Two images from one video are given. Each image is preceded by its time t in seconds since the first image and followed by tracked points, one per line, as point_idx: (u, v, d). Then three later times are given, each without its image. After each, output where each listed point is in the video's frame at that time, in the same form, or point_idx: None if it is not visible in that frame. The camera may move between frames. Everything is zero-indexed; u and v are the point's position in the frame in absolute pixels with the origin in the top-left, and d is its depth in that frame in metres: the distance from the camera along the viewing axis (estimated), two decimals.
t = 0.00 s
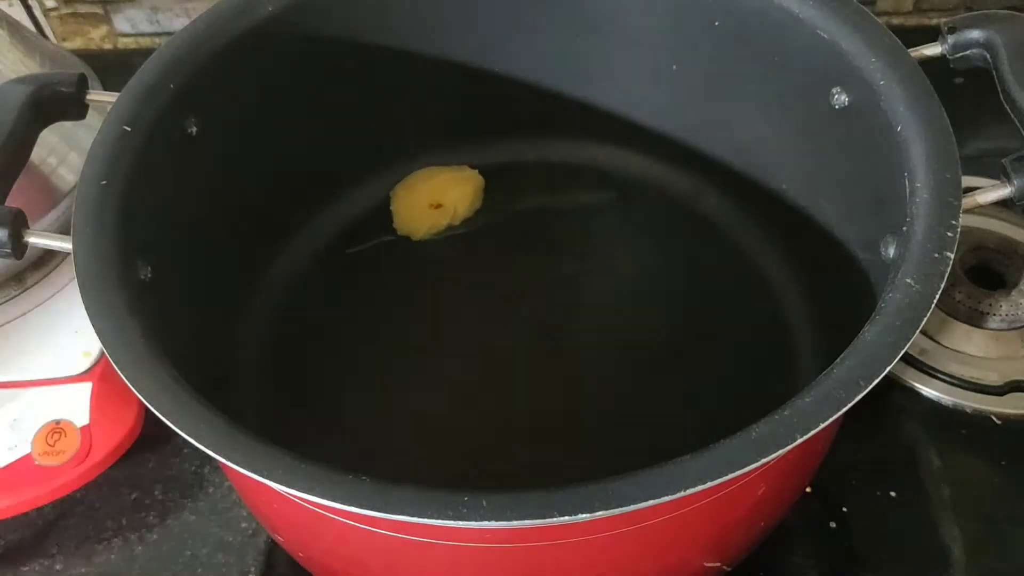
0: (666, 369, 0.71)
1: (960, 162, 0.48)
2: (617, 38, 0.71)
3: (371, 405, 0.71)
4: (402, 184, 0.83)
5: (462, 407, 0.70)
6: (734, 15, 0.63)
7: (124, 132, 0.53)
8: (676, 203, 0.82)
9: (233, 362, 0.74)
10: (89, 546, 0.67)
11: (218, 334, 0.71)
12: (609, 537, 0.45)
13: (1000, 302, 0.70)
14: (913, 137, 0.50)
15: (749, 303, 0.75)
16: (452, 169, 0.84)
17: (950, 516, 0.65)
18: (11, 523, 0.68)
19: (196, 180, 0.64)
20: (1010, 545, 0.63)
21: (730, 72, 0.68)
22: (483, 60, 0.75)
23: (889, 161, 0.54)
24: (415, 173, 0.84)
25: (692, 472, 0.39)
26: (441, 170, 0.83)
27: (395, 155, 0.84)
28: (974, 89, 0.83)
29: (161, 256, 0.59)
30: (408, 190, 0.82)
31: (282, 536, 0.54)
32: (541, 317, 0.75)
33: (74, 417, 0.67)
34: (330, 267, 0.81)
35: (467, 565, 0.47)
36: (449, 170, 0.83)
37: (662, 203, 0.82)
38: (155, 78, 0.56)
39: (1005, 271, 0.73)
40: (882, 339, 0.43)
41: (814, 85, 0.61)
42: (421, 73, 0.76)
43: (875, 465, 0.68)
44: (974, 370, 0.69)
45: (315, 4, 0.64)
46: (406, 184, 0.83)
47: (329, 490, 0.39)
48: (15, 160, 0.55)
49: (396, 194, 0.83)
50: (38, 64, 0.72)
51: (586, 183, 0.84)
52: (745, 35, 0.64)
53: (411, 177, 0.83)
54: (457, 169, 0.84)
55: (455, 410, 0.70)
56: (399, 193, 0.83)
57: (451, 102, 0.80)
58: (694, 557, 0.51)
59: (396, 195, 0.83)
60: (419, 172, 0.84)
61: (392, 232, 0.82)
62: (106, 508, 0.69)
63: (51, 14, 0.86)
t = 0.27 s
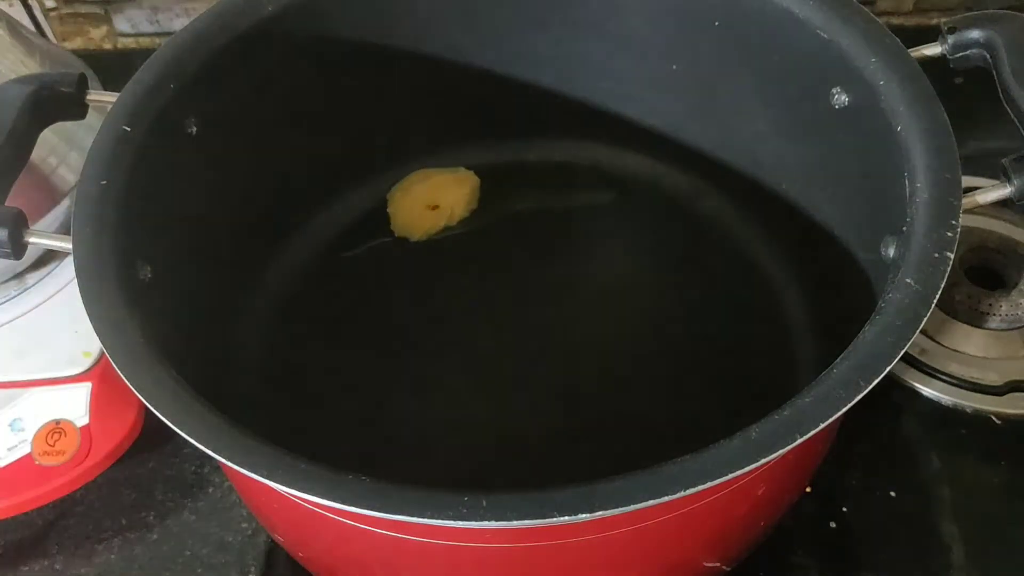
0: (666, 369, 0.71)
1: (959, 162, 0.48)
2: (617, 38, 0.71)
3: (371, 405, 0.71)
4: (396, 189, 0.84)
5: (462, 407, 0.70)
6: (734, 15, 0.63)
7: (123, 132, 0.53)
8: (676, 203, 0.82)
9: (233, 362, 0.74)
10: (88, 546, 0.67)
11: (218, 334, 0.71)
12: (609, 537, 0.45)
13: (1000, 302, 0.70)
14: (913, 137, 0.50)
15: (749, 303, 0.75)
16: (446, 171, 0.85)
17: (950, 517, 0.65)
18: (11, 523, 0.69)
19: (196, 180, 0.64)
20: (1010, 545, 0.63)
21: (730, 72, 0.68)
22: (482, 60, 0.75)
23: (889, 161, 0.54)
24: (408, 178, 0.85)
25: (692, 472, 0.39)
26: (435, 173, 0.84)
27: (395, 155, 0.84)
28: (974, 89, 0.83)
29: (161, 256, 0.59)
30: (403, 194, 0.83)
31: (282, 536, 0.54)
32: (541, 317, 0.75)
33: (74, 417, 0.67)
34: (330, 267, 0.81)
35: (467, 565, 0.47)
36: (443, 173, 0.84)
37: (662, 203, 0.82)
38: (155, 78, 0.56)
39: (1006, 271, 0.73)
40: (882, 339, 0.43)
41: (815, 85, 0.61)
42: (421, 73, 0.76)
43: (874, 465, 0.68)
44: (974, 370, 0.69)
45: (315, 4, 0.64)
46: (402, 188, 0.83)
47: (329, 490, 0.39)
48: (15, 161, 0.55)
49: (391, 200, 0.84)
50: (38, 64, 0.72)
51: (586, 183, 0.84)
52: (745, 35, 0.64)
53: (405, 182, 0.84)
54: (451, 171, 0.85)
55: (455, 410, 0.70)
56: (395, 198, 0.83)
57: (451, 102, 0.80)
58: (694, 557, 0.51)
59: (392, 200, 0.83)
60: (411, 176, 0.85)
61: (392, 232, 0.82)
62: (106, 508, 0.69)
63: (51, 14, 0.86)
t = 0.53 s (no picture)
0: (666, 369, 0.71)
1: (959, 162, 0.48)
2: (617, 38, 0.71)
3: (371, 405, 0.71)
4: (390, 192, 0.84)
5: (462, 407, 0.70)
6: (734, 15, 0.63)
7: (123, 132, 0.53)
8: (676, 203, 0.82)
9: (233, 362, 0.74)
10: (88, 547, 0.67)
11: (218, 334, 0.71)
12: (609, 537, 0.45)
13: (1000, 302, 0.70)
14: (913, 137, 0.50)
15: (749, 303, 0.75)
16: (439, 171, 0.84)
17: (951, 517, 0.65)
18: (11, 523, 0.69)
19: (196, 180, 0.64)
20: (1010, 545, 0.63)
21: (730, 72, 0.68)
22: (483, 60, 0.75)
23: (889, 161, 0.54)
24: (399, 180, 0.84)
25: (692, 472, 0.39)
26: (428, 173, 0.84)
27: (395, 155, 0.84)
28: (974, 89, 0.83)
29: (161, 256, 0.59)
30: (399, 195, 0.82)
31: (282, 536, 0.54)
32: (541, 317, 0.75)
33: (74, 417, 0.67)
34: (330, 267, 0.81)
35: (467, 565, 0.47)
36: (437, 172, 0.84)
37: (662, 203, 0.82)
38: (155, 78, 0.56)
39: (1006, 271, 0.73)
40: (882, 339, 0.43)
41: (815, 85, 0.61)
42: (420, 73, 0.76)
43: (874, 465, 0.68)
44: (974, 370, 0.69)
45: (315, 4, 0.64)
46: (396, 190, 0.83)
47: (330, 490, 0.39)
48: (15, 161, 0.55)
49: (385, 203, 0.83)
50: (38, 64, 0.71)
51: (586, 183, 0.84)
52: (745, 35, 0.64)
53: (398, 184, 0.84)
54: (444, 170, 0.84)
55: (455, 410, 0.70)
56: (390, 200, 0.83)
57: (451, 102, 0.80)
58: (694, 557, 0.51)
59: (386, 203, 0.83)
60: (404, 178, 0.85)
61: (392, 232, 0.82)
62: (106, 508, 0.69)
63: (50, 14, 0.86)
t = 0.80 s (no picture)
0: (666, 370, 0.71)
1: (959, 162, 0.48)
2: (617, 38, 0.71)
3: (371, 405, 0.71)
4: (385, 196, 0.83)
5: (462, 407, 0.70)
6: (734, 15, 0.63)
7: (123, 132, 0.53)
8: (676, 203, 0.82)
9: (233, 363, 0.74)
10: (88, 547, 0.67)
11: (218, 334, 0.71)
12: (609, 537, 0.45)
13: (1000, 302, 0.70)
14: (913, 137, 0.50)
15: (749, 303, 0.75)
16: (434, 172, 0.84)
17: (951, 517, 0.65)
18: (12, 523, 0.69)
19: (196, 180, 0.64)
20: (1010, 545, 0.63)
21: (730, 73, 0.68)
22: (482, 60, 0.75)
23: (889, 161, 0.54)
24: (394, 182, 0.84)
25: (692, 472, 0.39)
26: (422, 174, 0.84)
27: (395, 155, 0.84)
28: (974, 89, 0.83)
29: (161, 255, 0.59)
30: (394, 197, 0.82)
31: (282, 536, 0.54)
32: (540, 317, 0.75)
33: (74, 417, 0.67)
34: (329, 267, 0.81)
35: (467, 565, 0.47)
36: (433, 173, 0.83)
37: (661, 203, 0.82)
38: (155, 78, 0.56)
39: (1006, 270, 0.73)
40: (882, 339, 0.43)
41: (814, 85, 0.61)
42: (420, 73, 0.76)
43: (875, 465, 0.68)
44: (974, 370, 0.69)
45: (315, 4, 0.64)
46: (391, 193, 0.83)
47: (330, 489, 0.39)
48: (15, 161, 0.55)
49: (382, 207, 0.83)
50: (38, 64, 0.72)
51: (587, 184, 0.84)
52: (745, 35, 0.64)
53: (393, 187, 0.84)
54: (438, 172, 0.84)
55: (455, 410, 0.70)
56: (386, 204, 0.83)
57: (451, 102, 0.80)
58: (693, 557, 0.51)
59: (382, 207, 0.83)
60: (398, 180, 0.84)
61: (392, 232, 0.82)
62: (106, 508, 0.69)
63: (51, 14, 0.86)
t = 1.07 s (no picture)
0: (666, 370, 0.71)
1: (959, 162, 0.48)
2: (617, 39, 0.71)
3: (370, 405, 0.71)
4: (381, 198, 0.83)
5: (462, 407, 0.70)
6: (734, 15, 0.63)
7: (123, 132, 0.53)
8: (676, 203, 0.82)
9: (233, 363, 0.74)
10: (88, 546, 0.67)
11: (218, 334, 0.71)
12: (609, 537, 0.45)
13: (1000, 302, 0.70)
14: (913, 137, 0.50)
15: (749, 303, 0.75)
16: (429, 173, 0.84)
17: (951, 517, 0.65)
18: (12, 523, 0.69)
19: (196, 180, 0.64)
20: (1011, 545, 0.63)
21: (730, 73, 0.68)
22: (482, 60, 0.75)
23: (889, 161, 0.54)
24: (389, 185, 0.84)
25: (692, 472, 0.39)
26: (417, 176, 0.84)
27: (395, 155, 0.84)
28: (973, 89, 0.83)
29: (161, 255, 0.59)
30: (390, 199, 0.82)
31: (282, 536, 0.54)
32: (540, 317, 0.75)
33: (74, 417, 0.67)
34: (329, 267, 0.81)
35: (467, 565, 0.47)
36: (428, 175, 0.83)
37: (661, 203, 0.82)
38: (154, 78, 0.56)
39: (1006, 270, 0.73)
40: (882, 339, 0.43)
41: (814, 85, 0.61)
42: (421, 73, 0.76)
43: (875, 466, 0.68)
44: (974, 370, 0.69)
45: (315, 4, 0.64)
46: (387, 195, 0.82)
47: (330, 489, 0.39)
48: (15, 161, 0.55)
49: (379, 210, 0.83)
50: (38, 64, 0.72)
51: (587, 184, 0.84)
52: (745, 35, 0.64)
53: (388, 189, 0.83)
54: (433, 172, 0.84)
55: (455, 410, 0.70)
56: (382, 206, 0.82)
57: (451, 102, 0.80)
58: (693, 557, 0.51)
59: (378, 209, 0.83)
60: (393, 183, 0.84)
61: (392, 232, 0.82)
62: (106, 508, 0.69)
63: (51, 14, 0.86)
